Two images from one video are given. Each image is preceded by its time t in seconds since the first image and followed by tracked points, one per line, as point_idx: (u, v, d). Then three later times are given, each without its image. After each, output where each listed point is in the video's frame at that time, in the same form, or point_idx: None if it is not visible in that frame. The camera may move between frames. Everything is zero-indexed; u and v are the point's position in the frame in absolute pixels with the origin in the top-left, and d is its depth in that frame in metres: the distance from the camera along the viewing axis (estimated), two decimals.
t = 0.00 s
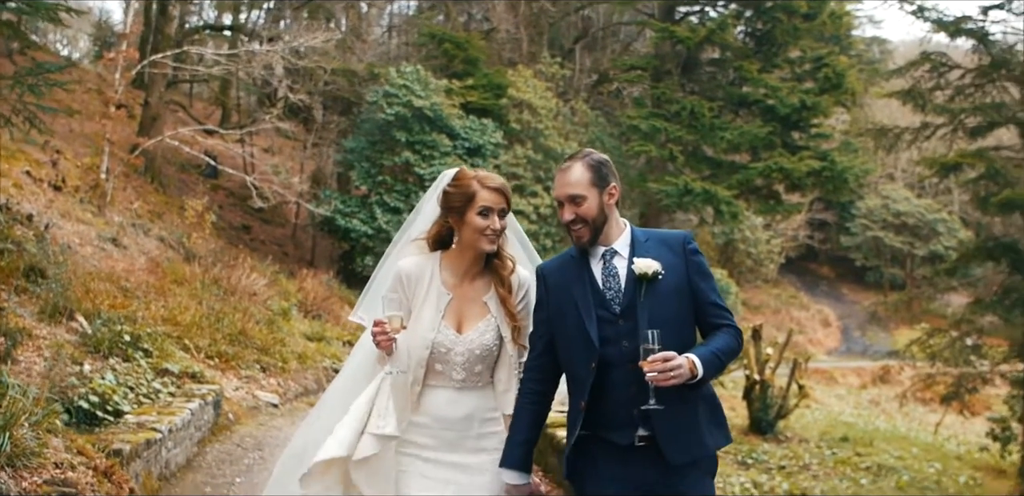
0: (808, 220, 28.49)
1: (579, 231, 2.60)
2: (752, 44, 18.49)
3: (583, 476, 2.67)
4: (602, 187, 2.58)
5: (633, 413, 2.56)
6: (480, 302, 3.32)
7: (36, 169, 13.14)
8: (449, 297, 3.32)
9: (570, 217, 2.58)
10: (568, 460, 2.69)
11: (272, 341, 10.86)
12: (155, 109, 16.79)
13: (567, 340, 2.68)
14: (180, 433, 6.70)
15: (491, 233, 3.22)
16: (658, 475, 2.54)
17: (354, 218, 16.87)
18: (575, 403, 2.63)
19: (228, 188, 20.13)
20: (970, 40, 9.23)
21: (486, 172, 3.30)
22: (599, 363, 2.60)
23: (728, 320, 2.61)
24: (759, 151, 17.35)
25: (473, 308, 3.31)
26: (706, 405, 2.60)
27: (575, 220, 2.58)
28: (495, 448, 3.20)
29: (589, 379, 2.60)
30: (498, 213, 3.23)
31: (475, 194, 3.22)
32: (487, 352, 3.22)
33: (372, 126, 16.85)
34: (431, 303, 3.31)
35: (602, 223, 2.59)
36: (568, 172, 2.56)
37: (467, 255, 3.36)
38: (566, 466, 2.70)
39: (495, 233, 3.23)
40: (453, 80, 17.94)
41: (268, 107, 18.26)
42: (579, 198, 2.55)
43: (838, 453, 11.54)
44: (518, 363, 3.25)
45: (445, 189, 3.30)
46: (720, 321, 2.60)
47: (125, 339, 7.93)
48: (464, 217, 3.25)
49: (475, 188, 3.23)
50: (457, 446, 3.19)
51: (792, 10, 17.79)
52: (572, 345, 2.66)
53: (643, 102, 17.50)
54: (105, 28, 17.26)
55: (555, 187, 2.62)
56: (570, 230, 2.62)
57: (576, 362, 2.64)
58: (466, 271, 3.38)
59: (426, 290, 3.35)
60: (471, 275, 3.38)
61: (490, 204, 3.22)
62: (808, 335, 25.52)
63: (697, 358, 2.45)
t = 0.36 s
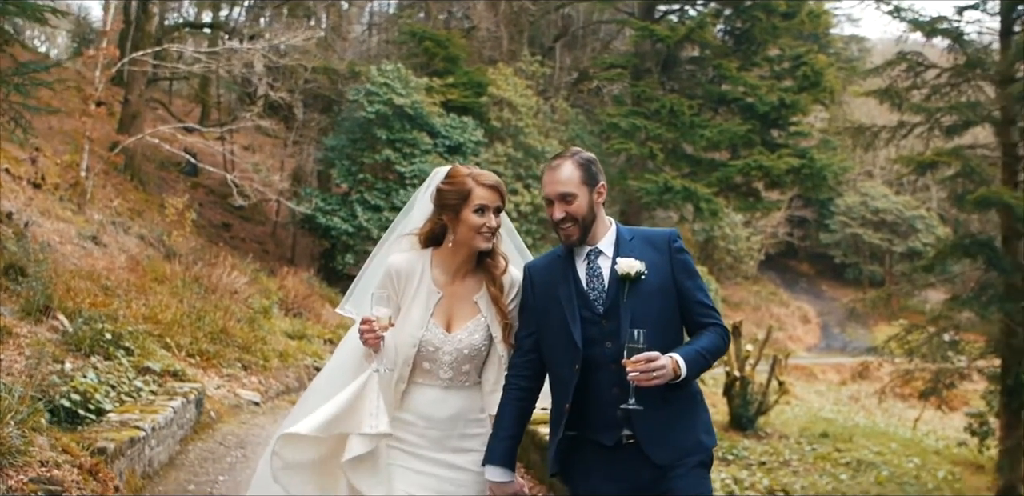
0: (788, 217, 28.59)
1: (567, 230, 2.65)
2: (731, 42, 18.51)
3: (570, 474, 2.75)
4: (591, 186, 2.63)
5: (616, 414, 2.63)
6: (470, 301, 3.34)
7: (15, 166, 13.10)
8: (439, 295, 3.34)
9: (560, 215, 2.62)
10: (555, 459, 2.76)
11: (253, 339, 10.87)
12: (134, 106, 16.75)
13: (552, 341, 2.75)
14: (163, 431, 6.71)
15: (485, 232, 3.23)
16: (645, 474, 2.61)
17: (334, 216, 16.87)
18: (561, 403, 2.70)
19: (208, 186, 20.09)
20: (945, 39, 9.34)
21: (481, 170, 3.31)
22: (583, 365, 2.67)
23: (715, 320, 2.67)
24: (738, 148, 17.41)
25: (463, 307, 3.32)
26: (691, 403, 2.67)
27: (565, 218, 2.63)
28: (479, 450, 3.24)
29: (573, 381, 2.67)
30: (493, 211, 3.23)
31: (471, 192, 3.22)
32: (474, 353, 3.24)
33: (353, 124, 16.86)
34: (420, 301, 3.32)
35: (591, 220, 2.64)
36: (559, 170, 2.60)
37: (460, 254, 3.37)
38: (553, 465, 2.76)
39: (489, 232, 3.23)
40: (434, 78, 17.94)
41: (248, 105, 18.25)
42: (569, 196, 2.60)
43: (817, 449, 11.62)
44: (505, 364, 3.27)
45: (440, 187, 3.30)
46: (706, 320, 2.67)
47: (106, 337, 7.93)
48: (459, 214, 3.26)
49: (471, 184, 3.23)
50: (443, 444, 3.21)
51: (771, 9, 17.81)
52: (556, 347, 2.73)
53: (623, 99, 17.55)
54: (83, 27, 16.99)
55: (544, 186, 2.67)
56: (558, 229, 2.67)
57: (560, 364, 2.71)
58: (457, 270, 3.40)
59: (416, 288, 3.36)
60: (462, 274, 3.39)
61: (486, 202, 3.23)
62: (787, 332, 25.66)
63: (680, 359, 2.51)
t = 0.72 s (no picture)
0: (766, 214, 28.71)
1: (583, 224, 2.70)
2: (710, 40, 18.57)
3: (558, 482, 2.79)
4: (609, 185, 2.70)
5: (608, 424, 2.69)
6: (454, 311, 3.39)
7: None
8: (422, 307, 3.37)
9: (582, 207, 2.67)
10: (544, 463, 2.80)
11: (234, 338, 10.88)
12: (112, 105, 16.72)
13: (547, 346, 2.78)
14: (146, 431, 6.73)
15: (469, 242, 3.28)
16: (634, 483, 2.68)
17: (314, 215, 16.87)
18: (557, 411, 2.73)
19: (188, 184, 20.06)
20: (921, 39, 9.46)
21: (461, 180, 3.36)
22: (582, 375, 2.71)
23: (705, 334, 2.75)
24: (717, 146, 17.47)
25: (447, 317, 3.37)
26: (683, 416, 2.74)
27: (587, 211, 2.67)
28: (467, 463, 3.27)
29: (573, 390, 2.70)
30: (475, 221, 3.29)
31: (452, 203, 3.30)
32: (460, 365, 3.28)
33: (331, 122, 16.88)
34: (404, 314, 3.36)
35: (609, 211, 2.70)
36: (580, 165, 2.65)
37: (442, 264, 3.41)
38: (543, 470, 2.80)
39: (472, 242, 3.29)
40: (413, 76, 17.94)
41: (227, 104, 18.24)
42: (593, 191, 2.65)
43: (796, 445, 11.70)
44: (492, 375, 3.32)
45: (419, 199, 3.37)
46: (698, 333, 2.74)
47: (87, 337, 7.95)
48: (441, 225, 3.31)
49: (452, 195, 3.31)
50: (430, 457, 3.24)
51: (748, 7, 17.89)
52: (552, 353, 2.76)
53: (601, 97, 17.60)
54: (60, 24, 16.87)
55: (557, 179, 2.71)
56: (572, 224, 2.72)
57: (556, 369, 2.74)
58: (439, 279, 3.44)
59: (399, 300, 3.40)
60: (444, 283, 3.44)
61: (468, 212, 3.28)
62: (766, 328, 25.81)
63: (674, 370, 2.57)
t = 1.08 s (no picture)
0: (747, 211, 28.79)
1: (609, 236, 2.65)
2: (691, 38, 18.62)
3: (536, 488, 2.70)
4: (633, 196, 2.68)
5: (605, 439, 2.65)
6: (428, 308, 3.43)
7: None
8: (396, 304, 3.41)
9: (612, 219, 2.63)
10: (529, 471, 2.72)
11: (217, 338, 10.88)
12: (93, 104, 16.67)
13: (550, 351, 2.71)
14: (132, 430, 6.75)
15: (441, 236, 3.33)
16: None
17: (295, 214, 16.91)
18: (556, 419, 2.67)
19: (168, 183, 20.03)
20: (900, 39, 9.55)
21: (429, 172, 3.41)
22: (588, 385, 2.65)
23: (702, 359, 2.76)
24: (698, 145, 17.48)
25: (423, 313, 3.42)
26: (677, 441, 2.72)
27: (615, 222, 2.63)
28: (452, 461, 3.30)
29: (578, 400, 2.64)
30: (447, 214, 3.33)
31: (424, 196, 3.33)
32: (438, 362, 3.33)
33: (313, 121, 16.87)
34: (378, 312, 3.38)
35: (633, 224, 2.68)
36: (611, 175, 2.62)
37: (414, 260, 3.46)
38: (528, 478, 2.71)
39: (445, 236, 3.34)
40: (394, 75, 17.92)
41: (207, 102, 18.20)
42: (623, 202, 2.62)
43: (777, 442, 11.77)
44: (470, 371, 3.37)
45: (390, 194, 3.40)
46: (696, 357, 2.75)
47: (71, 338, 7.97)
48: (413, 219, 3.35)
49: (423, 188, 3.34)
50: (414, 457, 3.26)
51: (729, 5, 17.95)
52: (556, 360, 2.69)
53: (583, 96, 17.62)
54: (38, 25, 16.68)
55: (580, 187, 2.66)
56: (599, 235, 2.67)
57: (558, 377, 2.68)
58: (412, 276, 3.48)
59: (373, 297, 3.42)
60: (417, 279, 3.48)
61: (440, 205, 3.33)
62: (747, 326, 25.91)
63: (678, 392, 2.57)
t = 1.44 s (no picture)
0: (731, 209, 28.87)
1: (628, 229, 2.59)
2: (675, 36, 18.68)
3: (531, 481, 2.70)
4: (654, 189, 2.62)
5: (607, 436, 2.63)
6: (409, 296, 3.48)
7: None
8: (379, 292, 3.46)
9: (633, 214, 2.57)
10: (525, 457, 2.71)
11: (202, 336, 10.89)
12: (77, 102, 16.65)
13: (554, 339, 2.69)
14: (119, 429, 6.77)
15: (423, 225, 3.37)
16: None
17: (280, 212, 16.98)
18: (559, 410, 2.66)
19: (153, 181, 20.00)
20: (884, 38, 9.61)
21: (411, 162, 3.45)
22: (596, 377, 2.63)
23: (709, 362, 2.73)
24: (682, 142, 17.39)
25: (405, 302, 3.48)
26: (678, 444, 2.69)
27: (636, 216, 2.58)
28: (434, 449, 3.36)
29: (583, 392, 2.63)
30: (429, 204, 3.38)
31: (407, 183, 3.38)
32: (422, 349, 3.40)
33: (298, 119, 16.85)
34: (360, 301, 3.43)
35: (653, 218, 2.62)
36: (637, 167, 2.56)
37: (396, 248, 3.50)
38: (523, 464, 2.70)
39: (427, 225, 3.38)
40: (379, 72, 17.91)
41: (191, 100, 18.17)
42: (646, 195, 2.57)
43: (761, 439, 11.82)
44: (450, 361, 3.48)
45: (372, 183, 3.45)
46: (703, 361, 2.72)
47: (57, 336, 7.97)
48: (394, 207, 3.39)
49: (405, 175, 3.39)
50: (399, 445, 3.33)
51: (713, 3, 18.00)
52: (562, 349, 2.68)
53: (567, 94, 17.65)
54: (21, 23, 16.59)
55: (604, 176, 2.60)
56: (617, 228, 2.61)
57: (563, 366, 2.67)
58: (394, 264, 3.53)
59: (355, 285, 3.48)
60: (399, 268, 3.53)
61: (423, 195, 3.37)
62: (732, 324, 26.00)
63: (684, 397, 2.55)
